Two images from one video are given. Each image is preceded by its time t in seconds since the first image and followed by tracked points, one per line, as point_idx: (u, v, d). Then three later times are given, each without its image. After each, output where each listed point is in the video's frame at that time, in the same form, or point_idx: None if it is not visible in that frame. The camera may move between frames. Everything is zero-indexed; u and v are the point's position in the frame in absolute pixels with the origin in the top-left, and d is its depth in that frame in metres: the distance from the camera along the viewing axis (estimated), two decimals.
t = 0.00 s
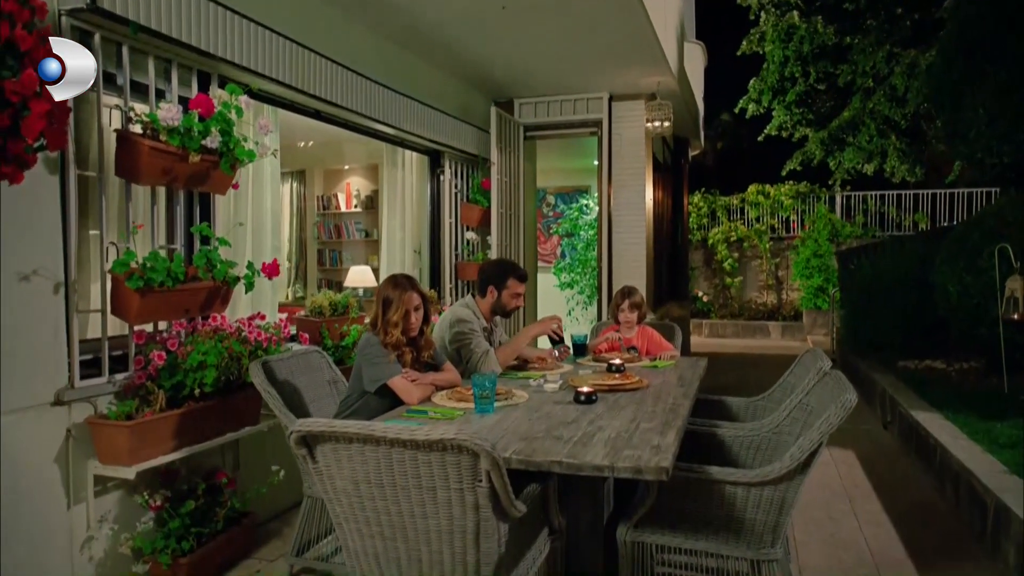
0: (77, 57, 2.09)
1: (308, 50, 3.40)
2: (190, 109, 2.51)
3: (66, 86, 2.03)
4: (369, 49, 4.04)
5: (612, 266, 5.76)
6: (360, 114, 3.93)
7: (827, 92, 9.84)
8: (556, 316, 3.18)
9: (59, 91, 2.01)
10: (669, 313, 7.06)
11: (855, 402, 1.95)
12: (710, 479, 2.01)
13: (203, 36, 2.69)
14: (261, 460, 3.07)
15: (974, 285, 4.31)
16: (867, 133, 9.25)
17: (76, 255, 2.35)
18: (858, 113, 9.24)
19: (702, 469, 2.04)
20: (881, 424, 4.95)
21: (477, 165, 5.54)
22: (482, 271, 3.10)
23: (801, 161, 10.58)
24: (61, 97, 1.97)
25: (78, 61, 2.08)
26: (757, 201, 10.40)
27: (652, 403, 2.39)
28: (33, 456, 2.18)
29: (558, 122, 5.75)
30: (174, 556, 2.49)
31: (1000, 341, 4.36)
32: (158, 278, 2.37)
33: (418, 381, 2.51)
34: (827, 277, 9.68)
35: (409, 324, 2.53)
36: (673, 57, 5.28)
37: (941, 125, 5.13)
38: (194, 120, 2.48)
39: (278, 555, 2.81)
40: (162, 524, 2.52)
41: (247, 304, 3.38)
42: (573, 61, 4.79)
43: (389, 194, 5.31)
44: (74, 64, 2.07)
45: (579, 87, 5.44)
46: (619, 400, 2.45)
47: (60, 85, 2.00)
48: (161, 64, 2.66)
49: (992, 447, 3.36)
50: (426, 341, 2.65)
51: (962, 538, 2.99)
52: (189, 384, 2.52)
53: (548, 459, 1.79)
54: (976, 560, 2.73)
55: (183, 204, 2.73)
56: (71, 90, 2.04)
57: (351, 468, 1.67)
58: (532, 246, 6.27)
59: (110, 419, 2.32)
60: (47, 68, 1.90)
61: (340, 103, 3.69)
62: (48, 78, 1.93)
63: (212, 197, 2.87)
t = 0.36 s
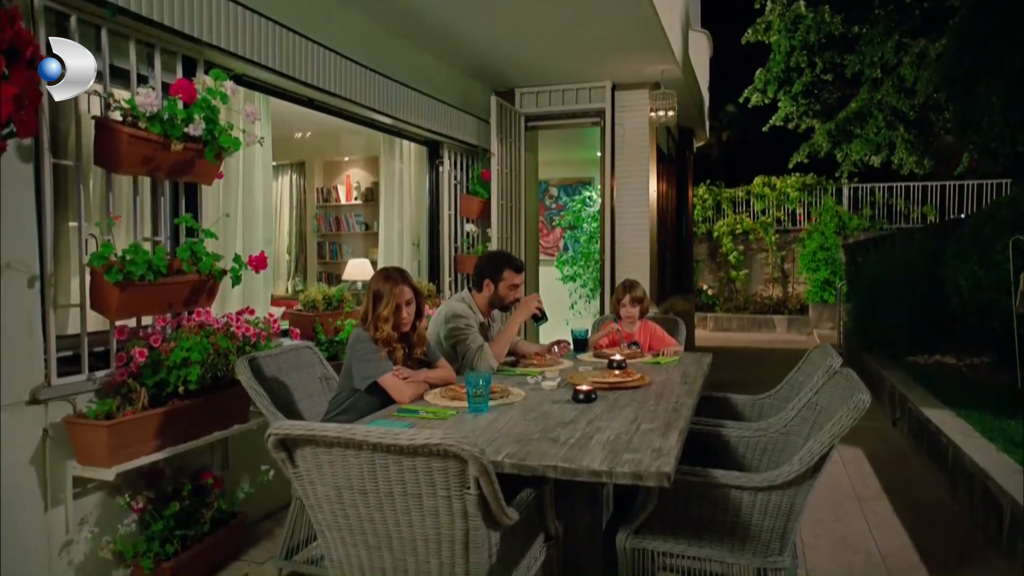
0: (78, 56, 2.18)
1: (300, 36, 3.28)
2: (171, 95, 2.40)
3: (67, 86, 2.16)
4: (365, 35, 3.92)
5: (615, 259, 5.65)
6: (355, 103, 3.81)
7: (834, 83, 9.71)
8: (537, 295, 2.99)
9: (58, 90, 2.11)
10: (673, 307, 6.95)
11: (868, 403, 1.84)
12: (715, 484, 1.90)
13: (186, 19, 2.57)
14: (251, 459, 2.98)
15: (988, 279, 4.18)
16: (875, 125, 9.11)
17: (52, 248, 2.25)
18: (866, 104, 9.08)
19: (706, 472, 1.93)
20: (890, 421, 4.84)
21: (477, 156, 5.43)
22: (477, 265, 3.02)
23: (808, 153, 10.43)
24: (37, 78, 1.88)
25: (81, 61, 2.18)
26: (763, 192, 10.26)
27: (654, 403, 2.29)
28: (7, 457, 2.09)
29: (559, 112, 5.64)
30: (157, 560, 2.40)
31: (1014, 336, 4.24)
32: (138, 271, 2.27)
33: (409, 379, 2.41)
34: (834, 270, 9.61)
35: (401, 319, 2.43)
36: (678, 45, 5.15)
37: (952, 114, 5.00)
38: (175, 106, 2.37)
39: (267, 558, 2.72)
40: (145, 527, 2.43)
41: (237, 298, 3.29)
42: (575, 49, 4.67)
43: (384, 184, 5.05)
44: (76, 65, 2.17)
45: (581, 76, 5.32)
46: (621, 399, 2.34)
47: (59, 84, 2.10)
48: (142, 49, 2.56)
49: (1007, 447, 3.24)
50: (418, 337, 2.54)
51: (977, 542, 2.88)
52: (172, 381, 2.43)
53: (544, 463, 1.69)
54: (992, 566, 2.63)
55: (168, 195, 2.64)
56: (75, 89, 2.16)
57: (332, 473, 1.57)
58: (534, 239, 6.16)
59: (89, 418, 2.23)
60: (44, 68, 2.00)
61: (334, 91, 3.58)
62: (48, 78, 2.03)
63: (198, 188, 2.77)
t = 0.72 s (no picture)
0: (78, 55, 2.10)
1: (295, 23, 3.18)
2: (155, 82, 2.30)
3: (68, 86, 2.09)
4: (364, 23, 3.81)
5: (621, 253, 5.53)
6: (353, 93, 3.71)
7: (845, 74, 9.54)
8: (530, 285, 2.91)
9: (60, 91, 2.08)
10: (681, 301, 6.83)
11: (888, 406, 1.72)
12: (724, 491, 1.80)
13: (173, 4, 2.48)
14: (244, 459, 2.89)
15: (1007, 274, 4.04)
16: (888, 118, 8.83)
17: (32, 241, 2.16)
18: (879, 95, 8.79)
19: (716, 478, 1.83)
20: (904, 420, 4.71)
21: (480, 147, 5.32)
22: (475, 260, 3.01)
23: (819, 145, 10.26)
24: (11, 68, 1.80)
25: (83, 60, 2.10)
26: (773, 185, 10.11)
27: (660, 404, 2.18)
28: None
29: (565, 103, 5.52)
30: (144, 565, 2.31)
31: None
32: (121, 266, 2.17)
33: (404, 378, 2.31)
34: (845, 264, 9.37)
35: (396, 314, 2.33)
36: (687, 33, 5.02)
37: (970, 103, 4.84)
38: (160, 93, 2.27)
39: (260, 561, 2.63)
40: (132, 530, 2.35)
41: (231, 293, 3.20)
42: (581, 38, 4.55)
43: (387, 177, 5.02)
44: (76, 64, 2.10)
45: (588, 65, 5.20)
46: (625, 399, 2.24)
47: (62, 85, 2.08)
48: (128, 35, 2.46)
49: None
50: (414, 335, 2.44)
51: (997, 547, 2.77)
52: (159, 380, 2.34)
53: (542, 470, 1.59)
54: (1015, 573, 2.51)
55: (157, 186, 2.54)
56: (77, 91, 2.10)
57: (316, 481, 1.47)
58: (539, 232, 6.05)
59: (70, 419, 2.14)
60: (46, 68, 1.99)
61: (331, 80, 3.48)
62: (47, 79, 2.01)
63: (188, 179, 2.68)
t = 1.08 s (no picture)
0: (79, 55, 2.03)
1: (295, 8, 3.07)
2: (143, 67, 2.20)
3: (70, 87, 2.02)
4: (367, 10, 3.70)
5: (632, 246, 5.41)
6: (357, 82, 3.61)
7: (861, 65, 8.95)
8: (535, 279, 2.79)
9: (62, 92, 2.01)
10: (693, 296, 6.70)
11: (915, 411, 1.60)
12: (739, 500, 1.69)
13: None
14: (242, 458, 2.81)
15: None
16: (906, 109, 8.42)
17: (15, 233, 2.07)
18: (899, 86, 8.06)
19: (730, 486, 1.71)
20: (924, 418, 4.56)
21: (488, 138, 5.22)
22: (480, 253, 2.91)
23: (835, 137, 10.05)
24: None
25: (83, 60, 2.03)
26: (788, 178, 9.92)
27: (671, 405, 2.07)
28: None
29: (575, 93, 5.41)
30: (134, 570, 2.23)
31: None
32: (108, 260, 2.09)
33: (403, 377, 2.21)
34: (862, 258, 9.24)
35: (394, 311, 2.23)
36: (700, 20, 4.88)
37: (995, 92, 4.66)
38: (148, 79, 2.17)
39: (256, 565, 2.54)
40: (122, 533, 2.27)
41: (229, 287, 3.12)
42: (591, 25, 4.42)
43: (393, 170, 4.94)
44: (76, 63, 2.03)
45: (598, 54, 5.08)
46: (635, 400, 2.13)
47: (63, 86, 2.01)
48: (117, 20, 2.37)
49: None
50: (414, 332, 2.34)
51: None
52: (150, 378, 2.26)
53: (544, 478, 1.49)
54: None
55: (150, 177, 2.46)
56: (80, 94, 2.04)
57: (301, 490, 1.38)
58: (549, 226, 5.93)
59: (54, 419, 2.06)
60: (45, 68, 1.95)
61: (333, 69, 3.38)
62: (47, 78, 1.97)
63: (183, 170, 2.59)
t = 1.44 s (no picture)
0: (79, 54, 1.94)
1: None
2: (124, 50, 2.10)
3: (69, 88, 1.95)
4: None
5: (640, 239, 5.28)
6: (356, 68, 3.49)
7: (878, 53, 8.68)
8: (538, 271, 2.69)
9: (61, 93, 1.95)
10: (703, 289, 6.56)
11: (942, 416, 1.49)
12: (751, 509, 1.58)
13: None
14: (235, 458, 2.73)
15: None
16: (921, 98, 7.92)
17: None
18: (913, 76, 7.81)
19: (740, 494, 1.62)
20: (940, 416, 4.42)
21: (493, 128, 5.10)
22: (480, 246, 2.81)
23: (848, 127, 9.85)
24: None
25: (84, 60, 1.94)
26: (800, 169, 9.72)
27: (679, 406, 1.96)
28: None
29: (582, 81, 5.29)
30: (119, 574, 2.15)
31: None
32: (87, 253, 1.99)
33: (398, 375, 2.11)
34: (875, 251, 9.09)
35: (387, 306, 2.12)
36: (710, 5, 4.73)
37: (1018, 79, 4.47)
38: (129, 63, 2.07)
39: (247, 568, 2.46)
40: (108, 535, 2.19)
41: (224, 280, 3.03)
42: (599, 11, 4.29)
43: (395, 160, 4.82)
44: (76, 63, 1.94)
45: (606, 40, 4.94)
46: (641, 400, 2.03)
47: (62, 86, 1.94)
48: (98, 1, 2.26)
49: None
50: (410, 328, 2.23)
51: None
52: (134, 375, 2.17)
53: (542, 486, 1.39)
54: None
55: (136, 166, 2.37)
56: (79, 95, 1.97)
57: (278, 500, 1.28)
58: (555, 217, 5.81)
59: (32, 419, 1.98)
60: (43, 68, 1.90)
61: (331, 55, 3.27)
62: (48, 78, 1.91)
63: (171, 159, 2.50)
